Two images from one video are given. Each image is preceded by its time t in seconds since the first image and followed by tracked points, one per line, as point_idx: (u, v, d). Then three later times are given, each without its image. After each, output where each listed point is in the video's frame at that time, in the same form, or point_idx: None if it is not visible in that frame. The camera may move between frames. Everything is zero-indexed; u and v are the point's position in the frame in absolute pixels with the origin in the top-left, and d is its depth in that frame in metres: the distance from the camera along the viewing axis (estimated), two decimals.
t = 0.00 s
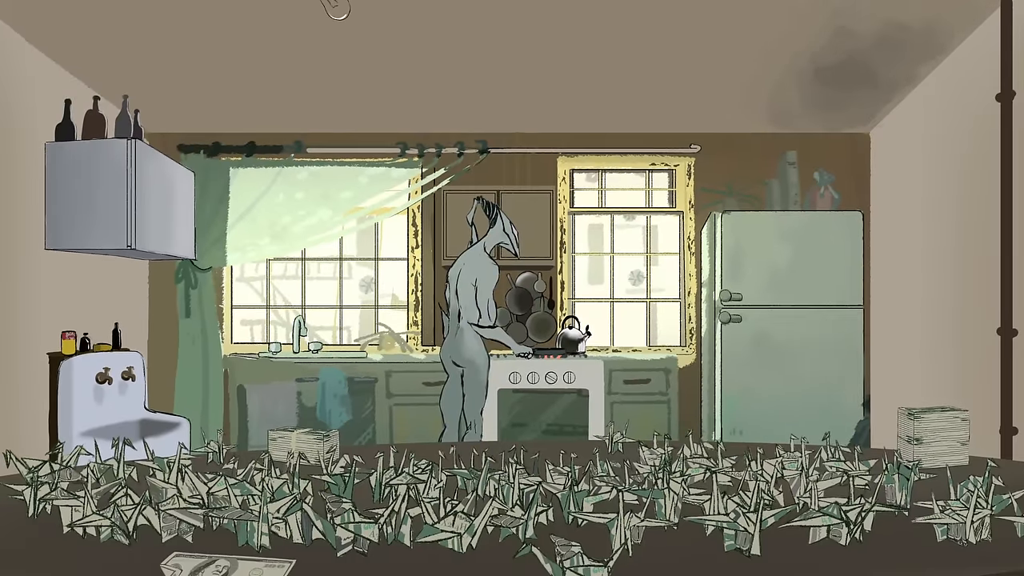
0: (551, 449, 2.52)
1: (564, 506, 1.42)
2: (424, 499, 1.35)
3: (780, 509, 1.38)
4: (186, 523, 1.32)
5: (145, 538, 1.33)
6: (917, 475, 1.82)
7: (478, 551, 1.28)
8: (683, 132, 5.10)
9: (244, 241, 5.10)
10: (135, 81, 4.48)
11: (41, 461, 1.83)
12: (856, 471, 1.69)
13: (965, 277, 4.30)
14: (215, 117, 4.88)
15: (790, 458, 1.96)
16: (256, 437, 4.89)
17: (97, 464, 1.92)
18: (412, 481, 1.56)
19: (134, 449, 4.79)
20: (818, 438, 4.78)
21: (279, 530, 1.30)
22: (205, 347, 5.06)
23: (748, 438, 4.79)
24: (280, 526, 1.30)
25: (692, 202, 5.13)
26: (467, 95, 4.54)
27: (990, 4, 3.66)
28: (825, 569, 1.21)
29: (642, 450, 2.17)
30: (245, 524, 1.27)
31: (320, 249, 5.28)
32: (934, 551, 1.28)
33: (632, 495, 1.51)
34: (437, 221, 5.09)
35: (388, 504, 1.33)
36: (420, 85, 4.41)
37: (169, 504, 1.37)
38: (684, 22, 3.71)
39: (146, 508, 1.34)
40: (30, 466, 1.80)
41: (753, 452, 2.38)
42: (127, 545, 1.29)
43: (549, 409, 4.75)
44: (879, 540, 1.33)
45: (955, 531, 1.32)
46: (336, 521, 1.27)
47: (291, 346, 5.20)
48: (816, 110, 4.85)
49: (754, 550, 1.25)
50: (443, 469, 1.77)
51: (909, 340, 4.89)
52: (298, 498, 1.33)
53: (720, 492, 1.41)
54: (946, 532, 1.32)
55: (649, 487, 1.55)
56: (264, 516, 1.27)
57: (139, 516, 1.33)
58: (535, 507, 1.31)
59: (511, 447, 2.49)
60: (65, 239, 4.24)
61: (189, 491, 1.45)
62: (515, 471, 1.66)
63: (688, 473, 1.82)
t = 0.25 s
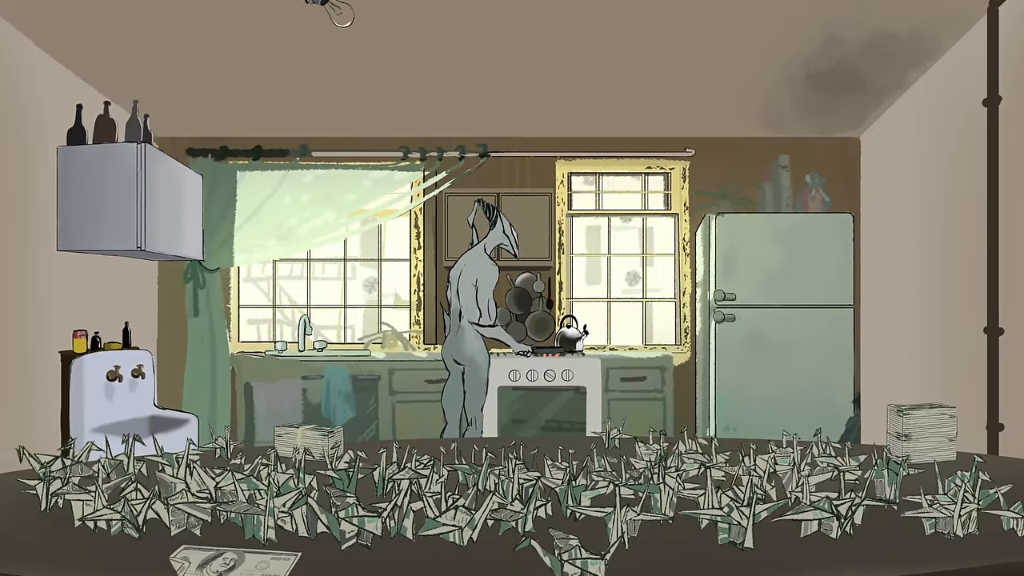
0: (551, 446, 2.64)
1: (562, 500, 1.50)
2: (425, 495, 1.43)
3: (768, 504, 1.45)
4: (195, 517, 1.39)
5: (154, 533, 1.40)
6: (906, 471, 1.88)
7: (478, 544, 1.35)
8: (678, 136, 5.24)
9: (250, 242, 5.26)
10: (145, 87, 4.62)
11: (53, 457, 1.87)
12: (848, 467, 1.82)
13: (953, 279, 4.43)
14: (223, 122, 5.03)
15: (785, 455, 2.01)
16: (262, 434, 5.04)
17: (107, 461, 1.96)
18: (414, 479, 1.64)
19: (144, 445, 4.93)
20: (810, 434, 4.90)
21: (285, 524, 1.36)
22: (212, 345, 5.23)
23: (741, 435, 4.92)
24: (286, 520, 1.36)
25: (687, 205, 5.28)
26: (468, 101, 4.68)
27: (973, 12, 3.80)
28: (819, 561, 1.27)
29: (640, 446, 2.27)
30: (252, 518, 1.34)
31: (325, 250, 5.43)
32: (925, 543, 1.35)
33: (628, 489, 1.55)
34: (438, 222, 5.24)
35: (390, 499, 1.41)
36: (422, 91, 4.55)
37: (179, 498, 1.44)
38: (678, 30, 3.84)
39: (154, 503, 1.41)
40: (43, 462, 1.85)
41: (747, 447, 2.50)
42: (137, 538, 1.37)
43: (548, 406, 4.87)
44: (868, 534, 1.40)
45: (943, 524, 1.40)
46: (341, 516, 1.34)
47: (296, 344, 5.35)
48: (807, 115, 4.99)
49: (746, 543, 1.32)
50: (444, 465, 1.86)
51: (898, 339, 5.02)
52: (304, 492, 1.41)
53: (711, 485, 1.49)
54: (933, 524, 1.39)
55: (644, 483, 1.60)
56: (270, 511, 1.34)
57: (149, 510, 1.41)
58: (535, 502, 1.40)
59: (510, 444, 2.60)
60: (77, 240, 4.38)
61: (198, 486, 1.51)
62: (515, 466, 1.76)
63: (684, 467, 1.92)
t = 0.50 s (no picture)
0: (549, 441, 2.79)
1: (561, 494, 1.56)
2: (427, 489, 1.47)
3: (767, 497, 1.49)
4: (204, 510, 1.43)
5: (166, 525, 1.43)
6: (895, 465, 2.01)
7: (478, 536, 1.37)
8: (673, 141, 5.41)
9: (257, 244, 5.42)
10: (157, 92, 4.77)
11: (66, 452, 2.02)
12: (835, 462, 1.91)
13: (939, 278, 4.57)
14: (231, 126, 5.19)
15: (778, 451, 2.13)
16: (269, 429, 5.18)
17: (118, 455, 2.09)
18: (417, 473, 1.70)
19: (155, 441, 5.07)
20: (800, 429, 5.05)
21: (291, 516, 1.38)
22: (221, 343, 5.41)
23: (734, 430, 5.08)
24: (292, 513, 1.38)
25: (682, 207, 5.44)
26: (469, 106, 4.84)
27: (960, 20, 3.94)
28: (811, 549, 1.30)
29: (634, 441, 2.40)
30: (259, 511, 1.36)
31: (330, 251, 5.62)
32: (914, 536, 1.36)
33: (624, 483, 1.60)
34: (440, 224, 5.41)
35: (393, 493, 1.43)
36: (426, 97, 4.71)
37: (187, 492, 1.44)
38: (673, 37, 3.99)
39: (165, 496, 1.41)
40: (56, 458, 2.00)
41: (740, 443, 2.64)
42: (149, 532, 1.39)
43: (547, 402, 5.05)
44: (856, 528, 1.40)
45: (930, 518, 1.41)
46: (345, 509, 1.35)
47: (303, 343, 5.53)
48: (799, 120, 5.14)
49: (739, 535, 1.34)
50: (445, 460, 1.99)
51: (887, 338, 5.18)
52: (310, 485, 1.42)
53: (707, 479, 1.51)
54: (921, 518, 1.41)
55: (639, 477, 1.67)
56: (277, 505, 1.36)
57: (159, 503, 1.41)
58: (533, 494, 1.43)
59: (510, 439, 2.76)
60: (89, 241, 4.52)
61: (207, 480, 1.60)
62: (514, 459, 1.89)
63: (678, 463, 2.04)
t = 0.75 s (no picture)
0: (548, 437, 2.93)
1: (559, 487, 1.70)
2: (428, 483, 1.61)
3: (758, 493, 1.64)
4: (211, 504, 1.57)
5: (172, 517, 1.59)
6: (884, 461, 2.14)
7: (479, 528, 1.51)
8: (668, 145, 5.57)
9: (264, 245, 5.60)
10: (167, 98, 4.92)
11: (78, 448, 2.14)
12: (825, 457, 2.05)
13: (927, 278, 4.71)
14: (239, 131, 5.34)
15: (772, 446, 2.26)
16: (276, 425, 5.39)
17: (129, 450, 2.23)
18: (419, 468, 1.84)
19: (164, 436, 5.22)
20: (792, 426, 5.20)
21: (297, 510, 1.52)
22: (228, 342, 5.58)
23: (727, 426, 5.21)
24: (299, 507, 1.52)
25: (676, 209, 5.62)
26: (470, 112, 4.99)
27: (945, 28, 4.09)
28: (803, 541, 1.44)
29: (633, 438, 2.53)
30: (266, 506, 1.50)
31: (335, 252, 5.77)
32: (905, 529, 1.50)
33: (620, 479, 1.76)
34: (442, 226, 5.57)
35: (395, 488, 1.57)
36: (428, 103, 4.86)
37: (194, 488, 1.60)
38: (668, 45, 4.14)
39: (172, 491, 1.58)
40: (68, 451, 2.12)
41: (734, 439, 2.78)
42: (158, 523, 1.53)
43: (545, 399, 5.27)
44: (847, 522, 1.55)
45: (918, 511, 1.56)
46: (350, 503, 1.50)
47: (308, 341, 5.69)
48: (790, 125, 5.30)
49: (732, 528, 1.47)
50: (446, 457, 2.10)
51: (877, 337, 5.32)
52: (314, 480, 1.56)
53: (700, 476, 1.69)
54: (909, 511, 1.55)
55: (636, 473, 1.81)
56: (284, 499, 1.50)
57: (168, 497, 1.58)
58: (532, 490, 1.57)
59: (510, 435, 2.89)
60: (100, 243, 4.66)
61: (215, 475, 1.73)
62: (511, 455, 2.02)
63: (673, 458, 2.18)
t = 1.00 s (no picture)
0: (546, 434, 3.05)
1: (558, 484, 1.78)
2: (430, 478, 1.66)
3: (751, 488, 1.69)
4: (219, 499, 1.63)
5: (180, 513, 1.64)
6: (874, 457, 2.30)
7: (479, 523, 1.58)
8: (664, 148, 5.70)
9: (269, 246, 5.71)
10: (175, 102, 5.05)
11: (87, 445, 2.21)
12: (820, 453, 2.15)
13: (917, 278, 4.83)
14: (245, 135, 5.47)
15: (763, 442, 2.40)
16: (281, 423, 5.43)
17: (137, 446, 2.31)
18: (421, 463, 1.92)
19: (171, 433, 5.34)
20: (785, 423, 5.32)
21: (302, 505, 1.57)
22: (235, 341, 5.72)
23: (722, 423, 5.33)
24: (303, 503, 1.57)
25: (672, 212, 5.76)
26: (470, 116, 5.12)
27: (934, 34, 4.21)
28: (796, 535, 1.50)
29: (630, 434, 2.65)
30: (272, 501, 1.55)
31: (339, 253, 5.92)
32: (893, 523, 1.57)
33: (618, 474, 1.84)
34: (443, 228, 5.72)
35: (398, 483, 1.63)
36: (429, 107, 4.98)
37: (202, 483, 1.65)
38: (663, 51, 4.26)
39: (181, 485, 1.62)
40: (79, 449, 2.19)
41: (728, 436, 2.90)
42: (166, 519, 1.59)
43: (545, 396, 5.31)
44: (838, 516, 1.60)
45: (909, 506, 1.61)
46: (353, 498, 1.55)
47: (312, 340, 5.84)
48: (783, 128, 5.42)
49: (727, 523, 1.53)
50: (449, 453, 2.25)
51: (868, 337, 5.45)
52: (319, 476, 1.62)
53: (696, 471, 1.73)
54: (899, 507, 1.61)
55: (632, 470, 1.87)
56: (289, 494, 1.54)
57: (177, 492, 1.62)
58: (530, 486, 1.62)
59: (509, 432, 3.01)
60: (110, 244, 4.78)
61: (222, 471, 1.78)
62: (510, 452, 2.13)
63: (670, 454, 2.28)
